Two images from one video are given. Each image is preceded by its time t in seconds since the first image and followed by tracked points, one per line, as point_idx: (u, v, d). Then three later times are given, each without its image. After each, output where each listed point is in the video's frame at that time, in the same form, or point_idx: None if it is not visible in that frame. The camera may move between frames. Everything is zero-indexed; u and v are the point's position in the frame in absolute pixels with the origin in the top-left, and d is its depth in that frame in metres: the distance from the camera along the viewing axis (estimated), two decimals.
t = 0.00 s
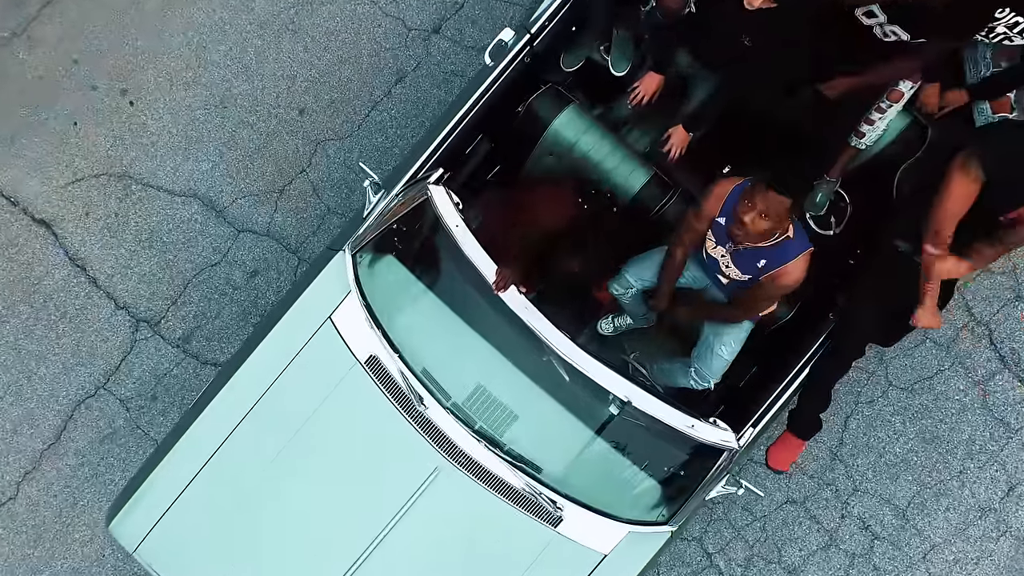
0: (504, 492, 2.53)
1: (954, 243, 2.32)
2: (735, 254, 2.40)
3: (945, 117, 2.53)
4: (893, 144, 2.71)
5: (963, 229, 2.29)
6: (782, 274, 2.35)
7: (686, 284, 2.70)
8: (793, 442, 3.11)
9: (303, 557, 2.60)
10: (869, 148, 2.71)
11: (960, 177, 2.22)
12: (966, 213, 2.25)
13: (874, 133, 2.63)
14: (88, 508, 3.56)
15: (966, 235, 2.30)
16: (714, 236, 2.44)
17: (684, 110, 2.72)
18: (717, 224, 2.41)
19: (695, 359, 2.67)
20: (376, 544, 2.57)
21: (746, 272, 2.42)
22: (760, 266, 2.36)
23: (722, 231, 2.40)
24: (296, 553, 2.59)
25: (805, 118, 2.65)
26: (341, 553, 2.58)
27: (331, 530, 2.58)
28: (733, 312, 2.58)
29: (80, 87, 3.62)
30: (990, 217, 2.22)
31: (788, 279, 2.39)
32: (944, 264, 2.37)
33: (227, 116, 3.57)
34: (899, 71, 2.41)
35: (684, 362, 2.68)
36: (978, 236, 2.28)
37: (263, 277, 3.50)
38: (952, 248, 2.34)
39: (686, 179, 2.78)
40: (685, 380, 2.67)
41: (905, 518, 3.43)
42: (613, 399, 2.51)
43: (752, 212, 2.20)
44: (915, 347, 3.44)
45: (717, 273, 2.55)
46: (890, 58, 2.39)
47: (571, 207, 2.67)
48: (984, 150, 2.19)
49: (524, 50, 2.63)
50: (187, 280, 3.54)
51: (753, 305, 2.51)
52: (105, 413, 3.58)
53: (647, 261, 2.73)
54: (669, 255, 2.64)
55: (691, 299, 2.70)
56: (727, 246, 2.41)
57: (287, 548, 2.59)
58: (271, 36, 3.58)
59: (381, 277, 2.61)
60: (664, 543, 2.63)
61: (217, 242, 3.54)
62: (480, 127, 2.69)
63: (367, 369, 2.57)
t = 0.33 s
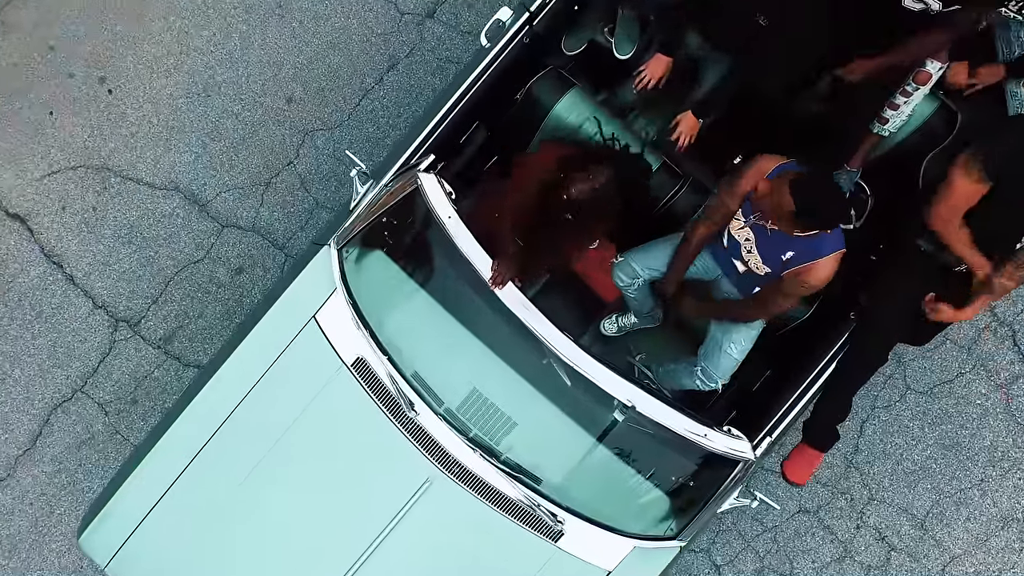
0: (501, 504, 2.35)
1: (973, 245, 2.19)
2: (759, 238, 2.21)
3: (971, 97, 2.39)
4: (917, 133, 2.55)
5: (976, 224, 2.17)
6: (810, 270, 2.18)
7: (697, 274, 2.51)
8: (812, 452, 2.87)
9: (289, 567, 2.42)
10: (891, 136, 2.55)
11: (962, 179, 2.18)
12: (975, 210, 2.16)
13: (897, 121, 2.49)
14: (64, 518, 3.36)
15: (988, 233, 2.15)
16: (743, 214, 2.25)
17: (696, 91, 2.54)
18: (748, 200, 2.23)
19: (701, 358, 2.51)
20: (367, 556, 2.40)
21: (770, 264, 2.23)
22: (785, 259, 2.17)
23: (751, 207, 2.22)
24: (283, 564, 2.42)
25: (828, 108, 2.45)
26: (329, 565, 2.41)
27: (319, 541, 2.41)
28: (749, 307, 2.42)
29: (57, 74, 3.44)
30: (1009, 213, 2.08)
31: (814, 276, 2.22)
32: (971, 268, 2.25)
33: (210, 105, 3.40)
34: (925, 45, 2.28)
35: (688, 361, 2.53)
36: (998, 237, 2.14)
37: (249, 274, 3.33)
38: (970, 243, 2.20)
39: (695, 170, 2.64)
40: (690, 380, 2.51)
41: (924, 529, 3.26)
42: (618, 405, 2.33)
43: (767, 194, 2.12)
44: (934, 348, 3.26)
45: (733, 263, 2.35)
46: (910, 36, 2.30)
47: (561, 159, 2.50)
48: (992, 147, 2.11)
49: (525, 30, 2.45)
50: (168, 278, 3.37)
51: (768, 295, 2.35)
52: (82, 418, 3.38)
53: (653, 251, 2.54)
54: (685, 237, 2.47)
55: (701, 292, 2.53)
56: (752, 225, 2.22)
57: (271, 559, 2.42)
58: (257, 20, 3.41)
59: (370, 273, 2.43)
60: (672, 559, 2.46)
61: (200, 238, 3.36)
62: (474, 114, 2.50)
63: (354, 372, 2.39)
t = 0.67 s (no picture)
0: (498, 510, 2.27)
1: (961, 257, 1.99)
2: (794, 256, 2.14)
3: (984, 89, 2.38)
4: (930, 125, 2.45)
5: (962, 224, 1.97)
6: (848, 290, 2.09)
7: (708, 277, 2.47)
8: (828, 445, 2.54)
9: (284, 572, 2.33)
10: (902, 128, 2.47)
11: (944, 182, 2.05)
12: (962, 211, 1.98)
13: (908, 111, 2.42)
14: (51, 523, 3.26)
15: (981, 236, 1.97)
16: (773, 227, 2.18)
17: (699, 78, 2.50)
18: (781, 214, 2.16)
19: (713, 365, 2.43)
20: (359, 563, 2.32)
21: (796, 282, 2.18)
22: (822, 277, 2.10)
23: (786, 223, 2.15)
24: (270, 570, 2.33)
25: (836, 97, 2.44)
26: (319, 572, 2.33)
27: (308, 547, 2.32)
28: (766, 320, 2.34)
29: (44, 67, 3.37)
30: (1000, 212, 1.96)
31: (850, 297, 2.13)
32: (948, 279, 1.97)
33: (200, 99, 3.32)
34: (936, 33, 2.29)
35: (700, 367, 2.45)
36: (990, 240, 1.96)
37: (239, 271, 3.25)
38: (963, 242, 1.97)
39: (700, 164, 2.57)
40: (702, 389, 2.43)
41: (933, 534, 3.17)
42: (618, 408, 2.21)
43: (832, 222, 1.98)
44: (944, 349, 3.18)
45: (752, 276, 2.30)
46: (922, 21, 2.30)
47: (544, 133, 2.41)
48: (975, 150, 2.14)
49: (523, 19, 2.38)
50: (157, 276, 3.28)
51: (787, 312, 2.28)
52: (69, 420, 3.29)
53: (663, 252, 2.49)
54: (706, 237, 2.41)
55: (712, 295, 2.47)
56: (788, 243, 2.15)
57: (259, 565, 2.34)
58: (248, 11, 3.32)
59: (361, 270, 2.35)
60: (676, 567, 2.38)
61: (190, 235, 3.28)
62: (469, 107, 2.43)
63: (345, 373, 2.31)
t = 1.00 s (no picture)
0: (497, 511, 2.22)
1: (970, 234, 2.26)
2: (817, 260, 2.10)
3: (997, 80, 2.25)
4: (937, 120, 2.36)
5: (976, 220, 2.24)
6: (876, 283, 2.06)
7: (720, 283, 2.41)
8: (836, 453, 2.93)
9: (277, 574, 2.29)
10: (909, 123, 2.38)
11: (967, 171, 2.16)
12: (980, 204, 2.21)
13: (915, 106, 2.34)
14: (45, 524, 3.22)
15: (988, 232, 2.25)
16: (785, 234, 2.12)
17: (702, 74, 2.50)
18: (793, 222, 2.09)
19: (734, 373, 2.38)
20: (358, 563, 2.28)
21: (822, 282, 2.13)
22: (847, 276, 2.07)
23: (800, 229, 2.08)
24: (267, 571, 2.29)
25: (841, 93, 2.47)
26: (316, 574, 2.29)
27: (306, 547, 2.28)
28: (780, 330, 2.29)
29: (37, 63, 3.33)
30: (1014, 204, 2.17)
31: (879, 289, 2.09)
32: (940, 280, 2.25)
33: (195, 94, 3.28)
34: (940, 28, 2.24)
35: (721, 375, 2.39)
36: (1000, 230, 2.23)
37: (235, 269, 3.20)
38: (971, 232, 2.26)
39: (703, 160, 2.60)
40: (724, 398, 2.38)
41: (937, 535, 3.13)
42: (620, 408, 2.18)
43: (885, 236, 1.91)
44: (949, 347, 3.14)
45: (765, 277, 2.25)
46: (925, 20, 2.30)
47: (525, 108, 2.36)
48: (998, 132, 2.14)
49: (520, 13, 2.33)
50: (152, 275, 3.24)
51: (807, 313, 2.25)
52: (63, 420, 3.25)
53: (670, 267, 2.44)
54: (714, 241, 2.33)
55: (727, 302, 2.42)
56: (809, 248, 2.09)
57: (256, 566, 2.29)
58: (244, 6, 3.28)
59: (359, 267, 2.31)
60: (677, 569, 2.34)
61: (185, 232, 3.24)
62: (467, 102, 2.38)
63: (342, 372, 2.27)
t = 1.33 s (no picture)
0: (494, 505, 2.25)
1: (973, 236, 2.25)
2: (806, 246, 2.12)
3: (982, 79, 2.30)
4: (927, 119, 2.44)
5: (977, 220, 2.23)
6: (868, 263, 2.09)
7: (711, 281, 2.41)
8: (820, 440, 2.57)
9: (277, 568, 2.32)
10: (901, 122, 2.45)
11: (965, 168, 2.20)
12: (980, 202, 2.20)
13: (908, 107, 2.40)
14: (48, 519, 3.25)
15: (987, 233, 2.23)
16: (779, 221, 2.14)
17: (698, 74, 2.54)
18: (785, 207, 2.13)
19: (728, 370, 2.36)
20: (358, 555, 2.31)
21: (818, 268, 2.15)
22: (836, 257, 2.09)
23: (792, 213, 2.12)
24: (269, 565, 2.32)
25: (835, 92, 2.48)
26: (316, 568, 2.32)
27: (308, 539, 2.31)
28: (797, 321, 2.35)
29: (40, 63, 3.36)
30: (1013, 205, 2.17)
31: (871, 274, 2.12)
32: (974, 279, 2.21)
33: (197, 94, 3.31)
34: (937, 26, 2.20)
35: (716, 372, 2.38)
36: (997, 230, 2.22)
37: (236, 268, 3.24)
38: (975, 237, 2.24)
39: (697, 160, 2.60)
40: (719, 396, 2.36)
41: (931, 530, 3.17)
42: (616, 404, 2.20)
43: (878, 204, 1.98)
44: (942, 345, 3.17)
45: (759, 273, 2.25)
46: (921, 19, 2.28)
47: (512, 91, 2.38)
48: (997, 130, 2.18)
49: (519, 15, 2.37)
50: (154, 273, 3.27)
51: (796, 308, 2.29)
52: (66, 417, 3.28)
53: (663, 263, 2.42)
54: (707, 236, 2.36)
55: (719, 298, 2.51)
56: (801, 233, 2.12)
57: (258, 560, 2.33)
58: (245, 7, 3.32)
59: (356, 265, 2.34)
60: (672, 562, 2.37)
61: (186, 231, 3.27)
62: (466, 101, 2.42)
63: (341, 368, 2.30)
